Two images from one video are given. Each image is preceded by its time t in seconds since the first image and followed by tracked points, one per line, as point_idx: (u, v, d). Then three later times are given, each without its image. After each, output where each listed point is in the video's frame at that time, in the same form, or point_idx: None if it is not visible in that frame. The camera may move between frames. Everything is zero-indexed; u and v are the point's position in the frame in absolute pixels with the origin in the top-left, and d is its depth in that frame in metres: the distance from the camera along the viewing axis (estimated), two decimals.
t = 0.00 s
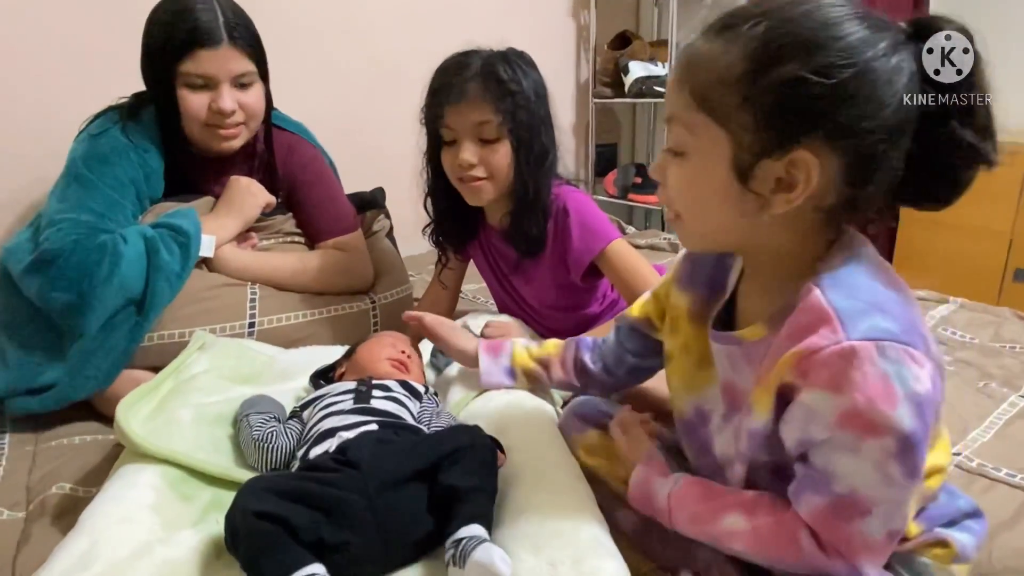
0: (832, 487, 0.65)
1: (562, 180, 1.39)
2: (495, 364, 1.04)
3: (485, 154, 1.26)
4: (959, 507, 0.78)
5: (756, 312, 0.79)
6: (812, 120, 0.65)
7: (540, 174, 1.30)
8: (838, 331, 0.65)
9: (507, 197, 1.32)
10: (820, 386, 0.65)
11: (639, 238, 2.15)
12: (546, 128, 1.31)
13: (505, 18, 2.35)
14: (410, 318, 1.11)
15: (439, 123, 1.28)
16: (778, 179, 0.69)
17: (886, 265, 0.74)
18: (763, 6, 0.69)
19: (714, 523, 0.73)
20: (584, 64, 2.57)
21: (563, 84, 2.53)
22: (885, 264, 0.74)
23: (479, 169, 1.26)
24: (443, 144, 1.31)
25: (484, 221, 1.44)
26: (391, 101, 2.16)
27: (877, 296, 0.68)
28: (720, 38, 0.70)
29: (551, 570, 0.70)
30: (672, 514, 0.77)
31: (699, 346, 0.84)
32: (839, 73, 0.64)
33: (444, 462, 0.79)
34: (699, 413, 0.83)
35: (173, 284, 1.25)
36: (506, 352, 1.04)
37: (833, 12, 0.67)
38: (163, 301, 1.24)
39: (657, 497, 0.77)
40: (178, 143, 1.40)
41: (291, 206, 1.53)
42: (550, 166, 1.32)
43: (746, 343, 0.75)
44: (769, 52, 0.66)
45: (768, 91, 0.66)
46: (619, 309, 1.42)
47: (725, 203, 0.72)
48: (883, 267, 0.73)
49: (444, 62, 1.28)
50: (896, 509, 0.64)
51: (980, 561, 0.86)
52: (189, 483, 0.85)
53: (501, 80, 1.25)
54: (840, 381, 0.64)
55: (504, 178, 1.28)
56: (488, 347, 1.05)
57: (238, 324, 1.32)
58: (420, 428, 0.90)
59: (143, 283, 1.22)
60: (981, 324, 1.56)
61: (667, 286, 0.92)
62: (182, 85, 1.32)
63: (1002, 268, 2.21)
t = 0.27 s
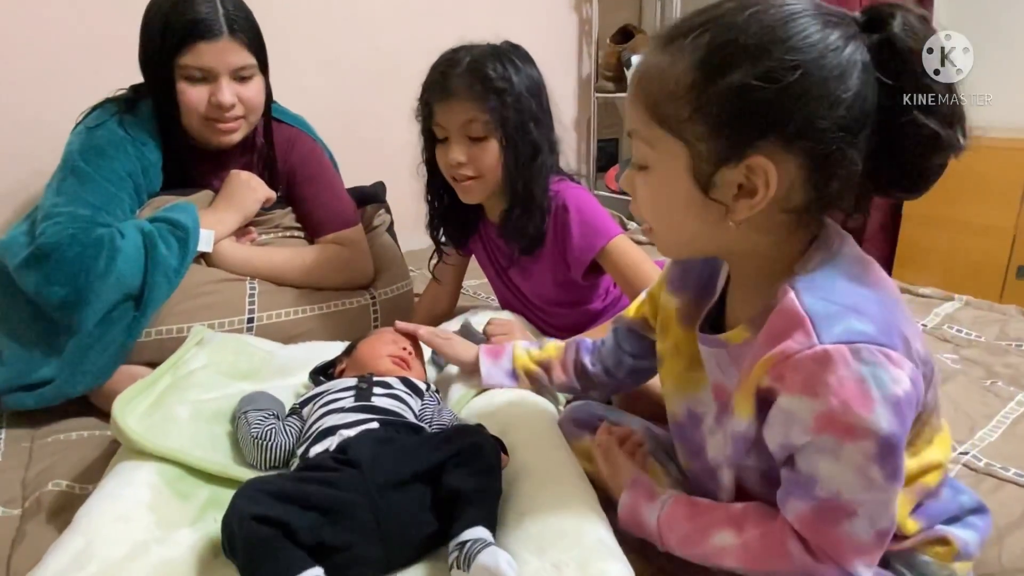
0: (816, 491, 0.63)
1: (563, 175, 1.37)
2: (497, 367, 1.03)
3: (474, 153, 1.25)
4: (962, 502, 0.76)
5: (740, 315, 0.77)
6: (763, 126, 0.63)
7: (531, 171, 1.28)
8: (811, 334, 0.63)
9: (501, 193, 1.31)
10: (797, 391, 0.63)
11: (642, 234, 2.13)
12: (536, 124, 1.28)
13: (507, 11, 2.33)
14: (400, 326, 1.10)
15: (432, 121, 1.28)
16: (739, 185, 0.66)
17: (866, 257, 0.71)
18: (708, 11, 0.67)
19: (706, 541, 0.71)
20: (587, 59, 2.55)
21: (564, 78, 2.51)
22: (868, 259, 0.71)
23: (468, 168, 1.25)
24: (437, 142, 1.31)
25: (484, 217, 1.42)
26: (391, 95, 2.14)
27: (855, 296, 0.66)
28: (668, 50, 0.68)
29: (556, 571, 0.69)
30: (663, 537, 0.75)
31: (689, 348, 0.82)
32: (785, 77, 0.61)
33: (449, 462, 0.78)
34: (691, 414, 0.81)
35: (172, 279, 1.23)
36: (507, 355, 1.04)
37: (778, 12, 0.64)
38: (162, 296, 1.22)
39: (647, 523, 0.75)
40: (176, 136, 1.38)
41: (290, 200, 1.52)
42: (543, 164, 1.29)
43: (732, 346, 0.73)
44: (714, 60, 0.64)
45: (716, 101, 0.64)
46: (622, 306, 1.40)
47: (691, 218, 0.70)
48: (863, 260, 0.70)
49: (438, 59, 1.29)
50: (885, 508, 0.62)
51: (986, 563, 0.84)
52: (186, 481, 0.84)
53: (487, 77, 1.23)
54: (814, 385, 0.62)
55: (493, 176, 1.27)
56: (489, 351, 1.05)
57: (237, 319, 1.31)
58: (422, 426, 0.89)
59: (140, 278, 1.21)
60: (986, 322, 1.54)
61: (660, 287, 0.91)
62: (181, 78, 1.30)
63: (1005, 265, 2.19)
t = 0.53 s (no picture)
0: (829, 499, 0.62)
1: (563, 172, 1.34)
2: (499, 368, 1.02)
3: (467, 154, 1.23)
4: (973, 507, 0.75)
5: (750, 317, 0.75)
6: (772, 126, 0.61)
7: (526, 170, 1.26)
8: (826, 339, 0.62)
9: (497, 193, 1.29)
10: (811, 398, 0.62)
11: (643, 233, 2.12)
12: (530, 121, 1.26)
13: (508, 8, 2.31)
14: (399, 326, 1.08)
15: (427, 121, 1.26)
16: (747, 186, 0.64)
17: (878, 260, 0.70)
18: (714, 9, 0.65)
19: (714, 547, 0.70)
20: (588, 56, 2.54)
21: (565, 76, 2.50)
22: (881, 263, 0.70)
23: (463, 168, 1.24)
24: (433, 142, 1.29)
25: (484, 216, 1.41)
26: (391, 91, 2.12)
27: (869, 300, 0.65)
28: (672, 49, 0.67)
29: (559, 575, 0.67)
30: (670, 542, 0.73)
31: (697, 349, 0.81)
32: (793, 75, 0.60)
33: (450, 466, 0.76)
34: (695, 418, 0.80)
35: (169, 276, 1.22)
36: (509, 355, 1.03)
37: (785, 8, 0.62)
38: (158, 293, 1.20)
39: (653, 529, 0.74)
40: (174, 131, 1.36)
41: (290, 197, 1.50)
42: (537, 165, 1.27)
43: (741, 349, 0.71)
44: (720, 57, 0.62)
45: (722, 100, 0.62)
46: (624, 304, 1.39)
47: (696, 220, 0.69)
48: (874, 263, 0.69)
49: (431, 59, 1.26)
50: (897, 517, 0.61)
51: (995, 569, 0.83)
52: (182, 481, 0.82)
53: (479, 77, 1.20)
54: (829, 391, 0.61)
55: (487, 176, 1.25)
56: (490, 351, 1.04)
57: (235, 316, 1.29)
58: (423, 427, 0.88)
59: (137, 274, 1.19)
60: (990, 323, 1.53)
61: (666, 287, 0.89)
62: (179, 73, 1.28)
63: (1006, 265, 2.18)
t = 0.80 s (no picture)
0: (840, 509, 0.61)
1: (557, 174, 1.32)
2: (499, 372, 1.01)
3: (464, 157, 1.21)
4: (983, 515, 0.74)
5: (760, 321, 0.74)
6: (789, 124, 0.60)
7: (522, 176, 1.24)
8: (841, 345, 0.61)
9: (494, 198, 1.27)
10: (824, 404, 0.61)
11: (641, 235, 2.11)
12: (527, 124, 1.24)
13: (506, 9, 2.30)
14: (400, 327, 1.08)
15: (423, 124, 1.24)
16: (762, 185, 0.63)
17: (892, 265, 0.69)
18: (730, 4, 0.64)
19: (721, 557, 0.68)
20: (586, 57, 2.53)
21: (564, 77, 2.49)
22: (896, 268, 0.69)
23: (460, 173, 1.22)
24: (430, 146, 1.27)
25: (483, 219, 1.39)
26: (389, 91, 2.11)
27: (884, 306, 0.63)
28: (688, 44, 0.65)
29: None
30: (675, 551, 0.72)
31: (703, 353, 0.80)
32: (812, 71, 0.59)
33: (451, 472, 0.75)
34: (700, 423, 0.78)
35: (164, 278, 1.20)
36: (509, 358, 1.02)
37: (804, 3, 0.61)
38: (153, 295, 1.19)
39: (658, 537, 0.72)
40: (170, 131, 1.34)
41: (287, 198, 1.48)
42: (535, 169, 1.25)
43: (749, 354, 0.70)
44: (737, 52, 0.61)
45: (739, 96, 0.61)
46: (625, 306, 1.38)
47: (711, 219, 0.67)
48: (888, 268, 0.68)
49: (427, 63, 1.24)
50: (911, 527, 0.59)
51: None
52: (176, 487, 0.80)
53: (476, 81, 1.18)
54: (843, 398, 0.60)
55: (485, 180, 1.23)
56: (490, 354, 1.03)
57: (231, 318, 1.28)
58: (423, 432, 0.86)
59: (131, 276, 1.17)
60: (992, 327, 1.52)
61: (670, 288, 0.88)
62: (176, 72, 1.27)
63: (1005, 268, 2.17)
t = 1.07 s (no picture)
0: (843, 518, 0.60)
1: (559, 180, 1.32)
2: (494, 378, 1.00)
3: (462, 169, 1.18)
4: (984, 523, 0.73)
5: (761, 326, 0.73)
6: (793, 126, 0.59)
7: (523, 188, 1.22)
8: (843, 352, 0.60)
9: (491, 209, 1.25)
10: (826, 412, 0.60)
11: (636, 240, 2.10)
12: (526, 134, 1.21)
13: (501, 14, 2.29)
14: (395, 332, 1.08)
15: (418, 136, 1.21)
16: (765, 188, 0.62)
17: (894, 271, 0.68)
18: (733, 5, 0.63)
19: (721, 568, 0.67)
20: (581, 62, 2.52)
21: (558, 82, 2.48)
22: (897, 274, 0.69)
23: (460, 185, 1.19)
24: (425, 157, 1.24)
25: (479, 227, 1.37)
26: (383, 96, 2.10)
27: (887, 312, 0.63)
28: (690, 45, 0.64)
29: None
30: (674, 562, 0.70)
31: (702, 359, 0.78)
32: (816, 72, 0.58)
33: (447, 483, 0.73)
34: (699, 431, 0.77)
35: (154, 284, 1.18)
36: (504, 365, 1.00)
37: (807, 4, 0.60)
38: (143, 302, 1.17)
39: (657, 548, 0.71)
40: (161, 136, 1.33)
41: (280, 203, 1.47)
42: (535, 179, 1.23)
43: (749, 360, 0.69)
44: (739, 54, 0.60)
45: (743, 98, 0.60)
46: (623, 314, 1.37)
47: (713, 223, 0.66)
48: (890, 274, 0.67)
49: (421, 73, 1.22)
50: (914, 538, 0.58)
51: None
52: (165, 499, 0.79)
53: (473, 92, 1.16)
54: (845, 406, 0.59)
55: (486, 192, 1.21)
56: (484, 362, 1.01)
57: (223, 325, 1.26)
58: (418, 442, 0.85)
59: (121, 283, 1.15)
60: (989, 332, 1.52)
61: (671, 293, 0.87)
62: (168, 77, 1.25)
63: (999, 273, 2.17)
